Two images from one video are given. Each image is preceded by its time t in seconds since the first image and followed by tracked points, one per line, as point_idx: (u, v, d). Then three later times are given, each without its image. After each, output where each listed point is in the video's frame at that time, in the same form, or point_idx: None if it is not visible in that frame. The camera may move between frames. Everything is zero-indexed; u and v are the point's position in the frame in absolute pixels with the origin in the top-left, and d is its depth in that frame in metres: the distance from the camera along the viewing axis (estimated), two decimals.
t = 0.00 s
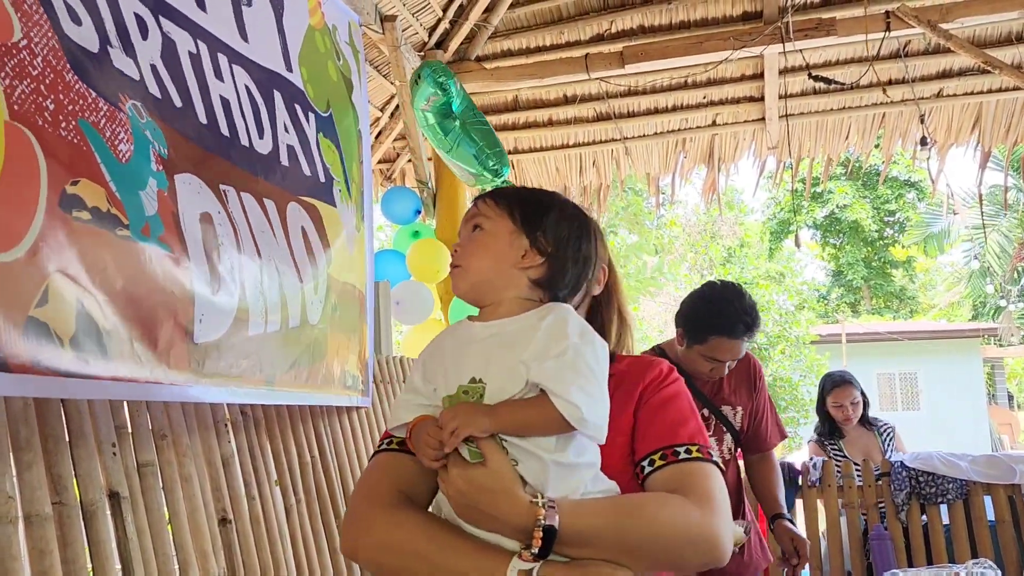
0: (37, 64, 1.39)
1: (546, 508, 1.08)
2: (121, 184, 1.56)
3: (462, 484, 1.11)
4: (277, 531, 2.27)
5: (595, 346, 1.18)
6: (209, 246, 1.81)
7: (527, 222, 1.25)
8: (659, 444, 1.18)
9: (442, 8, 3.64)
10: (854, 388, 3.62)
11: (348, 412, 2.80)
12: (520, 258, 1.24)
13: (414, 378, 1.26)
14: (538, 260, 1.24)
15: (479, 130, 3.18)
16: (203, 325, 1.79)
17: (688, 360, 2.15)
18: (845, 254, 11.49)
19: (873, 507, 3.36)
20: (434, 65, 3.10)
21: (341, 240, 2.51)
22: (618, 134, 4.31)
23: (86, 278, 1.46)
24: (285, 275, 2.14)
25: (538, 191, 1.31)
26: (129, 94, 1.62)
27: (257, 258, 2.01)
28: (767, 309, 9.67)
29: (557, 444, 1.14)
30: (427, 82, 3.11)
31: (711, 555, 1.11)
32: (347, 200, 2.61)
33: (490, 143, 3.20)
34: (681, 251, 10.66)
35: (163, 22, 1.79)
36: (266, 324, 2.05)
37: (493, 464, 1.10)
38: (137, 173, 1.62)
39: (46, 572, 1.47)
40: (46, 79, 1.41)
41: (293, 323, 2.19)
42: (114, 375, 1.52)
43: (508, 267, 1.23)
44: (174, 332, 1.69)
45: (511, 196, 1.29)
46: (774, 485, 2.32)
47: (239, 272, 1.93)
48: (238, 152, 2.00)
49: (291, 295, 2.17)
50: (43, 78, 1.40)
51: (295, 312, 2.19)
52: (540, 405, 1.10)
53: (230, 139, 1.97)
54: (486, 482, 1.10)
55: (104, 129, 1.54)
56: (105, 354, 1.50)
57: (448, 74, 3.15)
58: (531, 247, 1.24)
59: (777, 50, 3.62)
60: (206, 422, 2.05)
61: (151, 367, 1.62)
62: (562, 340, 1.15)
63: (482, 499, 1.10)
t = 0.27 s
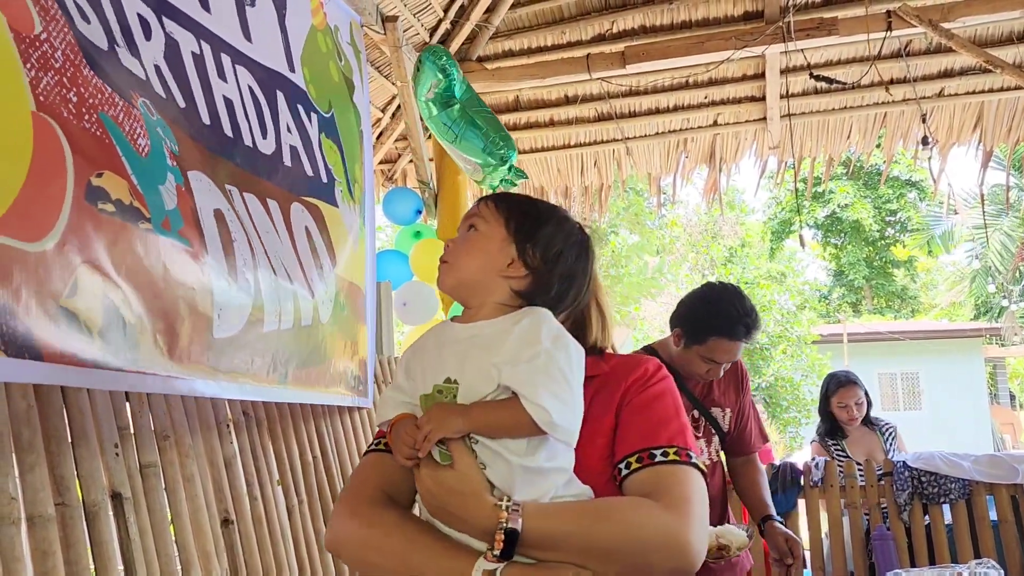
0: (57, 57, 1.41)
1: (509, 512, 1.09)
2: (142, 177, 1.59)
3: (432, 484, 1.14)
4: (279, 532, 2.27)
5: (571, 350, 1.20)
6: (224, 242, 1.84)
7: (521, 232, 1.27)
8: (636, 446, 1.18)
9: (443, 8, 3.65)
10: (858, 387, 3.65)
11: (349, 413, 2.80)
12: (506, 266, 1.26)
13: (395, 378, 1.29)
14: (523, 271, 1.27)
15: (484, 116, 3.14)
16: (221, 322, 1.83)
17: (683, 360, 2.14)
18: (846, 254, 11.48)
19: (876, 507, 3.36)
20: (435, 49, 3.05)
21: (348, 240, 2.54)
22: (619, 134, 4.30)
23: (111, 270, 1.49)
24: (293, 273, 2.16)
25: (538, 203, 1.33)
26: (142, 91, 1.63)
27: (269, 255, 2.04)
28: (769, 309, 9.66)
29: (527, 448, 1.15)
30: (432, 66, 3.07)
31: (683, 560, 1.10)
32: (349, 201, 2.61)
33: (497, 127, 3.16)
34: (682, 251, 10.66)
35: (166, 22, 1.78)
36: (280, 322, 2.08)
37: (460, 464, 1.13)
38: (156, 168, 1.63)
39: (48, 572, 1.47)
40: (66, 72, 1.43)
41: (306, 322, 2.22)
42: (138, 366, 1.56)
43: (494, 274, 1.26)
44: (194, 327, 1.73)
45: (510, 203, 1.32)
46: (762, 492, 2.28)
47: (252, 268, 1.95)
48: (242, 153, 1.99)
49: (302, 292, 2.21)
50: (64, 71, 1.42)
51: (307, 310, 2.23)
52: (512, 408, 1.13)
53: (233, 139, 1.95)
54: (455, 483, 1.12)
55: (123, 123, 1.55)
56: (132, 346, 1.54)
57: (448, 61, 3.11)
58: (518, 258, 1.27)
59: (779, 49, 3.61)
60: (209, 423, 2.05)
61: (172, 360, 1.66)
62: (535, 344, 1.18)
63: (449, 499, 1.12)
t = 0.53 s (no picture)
0: (61, 55, 1.40)
1: (489, 516, 1.10)
2: (149, 175, 1.58)
3: (414, 486, 1.15)
4: (282, 532, 2.27)
5: (546, 355, 1.17)
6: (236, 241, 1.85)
7: (518, 241, 1.27)
8: (620, 449, 1.15)
9: (444, 7, 3.64)
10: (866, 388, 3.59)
11: (351, 413, 2.80)
12: (497, 274, 1.26)
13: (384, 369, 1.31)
14: (515, 280, 1.27)
15: (472, 119, 3.13)
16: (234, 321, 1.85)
17: (683, 359, 2.13)
18: (847, 253, 11.47)
19: (878, 506, 3.36)
20: (428, 49, 3.06)
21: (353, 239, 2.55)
22: (621, 133, 4.30)
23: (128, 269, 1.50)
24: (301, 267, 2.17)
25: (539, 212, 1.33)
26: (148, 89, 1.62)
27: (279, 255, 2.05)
28: (771, 308, 9.65)
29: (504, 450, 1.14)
30: (423, 67, 3.08)
31: (663, 567, 1.09)
32: (354, 199, 2.62)
33: (483, 132, 3.14)
34: (684, 250, 10.65)
35: (177, 17, 1.78)
36: (287, 316, 2.09)
37: (442, 467, 1.14)
38: (163, 165, 1.63)
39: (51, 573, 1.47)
40: (71, 71, 1.42)
41: (311, 320, 2.23)
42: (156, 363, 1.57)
43: (486, 278, 1.26)
44: (207, 324, 1.74)
45: (510, 208, 1.31)
46: (753, 494, 2.25)
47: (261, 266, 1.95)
48: (255, 150, 2.01)
49: (309, 288, 2.21)
50: (68, 69, 1.41)
51: (312, 307, 2.23)
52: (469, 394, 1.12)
53: (245, 137, 1.96)
54: (435, 486, 1.13)
55: (129, 121, 1.55)
56: (148, 343, 1.55)
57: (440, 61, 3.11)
58: (511, 266, 1.26)
59: (781, 48, 3.62)
60: (211, 423, 2.05)
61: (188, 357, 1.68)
62: (508, 342, 1.17)
63: (429, 502, 1.14)
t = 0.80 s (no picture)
0: (57, 58, 1.40)
1: (480, 518, 1.10)
2: (145, 176, 1.58)
3: (405, 487, 1.15)
4: (286, 529, 2.27)
5: (546, 356, 1.16)
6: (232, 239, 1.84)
7: (517, 242, 1.27)
8: (610, 450, 1.15)
9: (447, 5, 3.64)
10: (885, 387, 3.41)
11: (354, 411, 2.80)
12: (495, 274, 1.26)
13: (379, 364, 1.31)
14: (513, 281, 1.27)
15: (457, 124, 3.10)
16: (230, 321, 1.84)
17: (684, 357, 2.12)
18: (850, 251, 11.45)
19: (881, 504, 3.36)
20: (421, 51, 3.11)
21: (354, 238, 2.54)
22: (623, 131, 4.30)
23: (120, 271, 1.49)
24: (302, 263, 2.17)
25: (538, 215, 1.33)
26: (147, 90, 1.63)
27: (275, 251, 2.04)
28: (773, 306, 9.64)
29: (497, 452, 1.13)
30: (415, 68, 3.12)
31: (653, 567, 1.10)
32: (359, 196, 2.64)
33: (466, 139, 3.11)
34: (686, 248, 10.63)
35: (200, 10, 1.85)
36: (286, 317, 2.08)
37: (433, 469, 1.13)
38: (161, 167, 1.63)
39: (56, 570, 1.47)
40: (66, 74, 1.42)
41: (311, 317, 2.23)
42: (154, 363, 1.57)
43: (484, 278, 1.26)
44: (202, 324, 1.73)
45: (511, 208, 1.31)
46: (752, 491, 2.25)
47: (259, 267, 1.95)
48: (272, 144, 2.08)
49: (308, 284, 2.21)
50: (64, 72, 1.42)
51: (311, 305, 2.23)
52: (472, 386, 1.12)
53: (262, 130, 2.04)
54: (428, 487, 1.13)
55: (127, 123, 1.55)
56: (140, 347, 1.54)
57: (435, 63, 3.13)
58: (510, 267, 1.26)
59: (784, 45, 3.61)
60: (215, 420, 2.05)
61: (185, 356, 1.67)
62: (508, 342, 1.16)
63: (421, 502, 1.13)
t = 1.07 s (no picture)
0: (42, 60, 1.35)
1: (469, 518, 1.10)
2: (135, 177, 1.54)
3: (396, 483, 1.15)
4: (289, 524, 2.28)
5: (563, 360, 1.17)
6: (227, 236, 1.82)
7: (528, 242, 1.25)
8: (601, 451, 1.15)
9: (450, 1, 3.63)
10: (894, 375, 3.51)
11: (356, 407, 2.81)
12: (506, 274, 1.24)
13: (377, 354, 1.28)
14: (524, 281, 1.26)
15: (448, 122, 3.12)
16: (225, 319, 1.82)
17: (686, 354, 2.13)
18: (853, 248, 11.44)
19: (883, 500, 3.36)
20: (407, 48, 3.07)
21: (354, 234, 2.53)
22: (626, 127, 4.29)
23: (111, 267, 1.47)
24: (301, 260, 2.16)
25: (543, 208, 1.31)
26: (145, 84, 1.60)
27: (275, 248, 2.03)
28: (775, 302, 9.64)
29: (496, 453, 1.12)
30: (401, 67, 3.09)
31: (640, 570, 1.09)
32: (360, 193, 2.63)
33: (455, 138, 3.13)
34: (688, 244, 10.63)
35: (203, 5, 1.85)
36: (284, 316, 2.07)
37: (425, 467, 1.13)
38: (155, 165, 1.60)
39: (62, 564, 1.48)
40: (52, 75, 1.37)
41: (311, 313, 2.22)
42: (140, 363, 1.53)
43: (493, 280, 1.24)
44: (193, 323, 1.70)
45: (518, 205, 1.28)
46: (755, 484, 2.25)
47: (256, 266, 1.93)
48: (274, 139, 2.08)
49: (306, 281, 2.19)
50: (49, 74, 1.36)
51: (310, 301, 2.22)
52: (494, 389, 1.11)
53: (265, 125, 2.04)
54: (421, 483, 1.12)
55: (116, 122, 1.51)
56: (129, 347, 1.51)
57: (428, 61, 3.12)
58: (520, 267, 1.25)
59: (786, 41, 3.60)
60: (218, 415, 2.06)
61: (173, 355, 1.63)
62: (527, 345, 1.15)
63: (413, 498, 1.13)
